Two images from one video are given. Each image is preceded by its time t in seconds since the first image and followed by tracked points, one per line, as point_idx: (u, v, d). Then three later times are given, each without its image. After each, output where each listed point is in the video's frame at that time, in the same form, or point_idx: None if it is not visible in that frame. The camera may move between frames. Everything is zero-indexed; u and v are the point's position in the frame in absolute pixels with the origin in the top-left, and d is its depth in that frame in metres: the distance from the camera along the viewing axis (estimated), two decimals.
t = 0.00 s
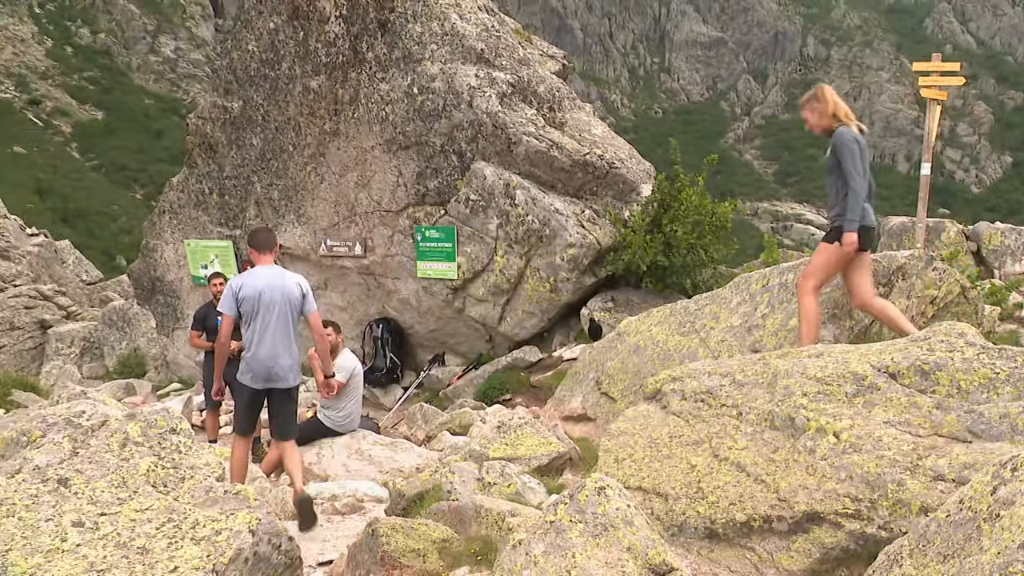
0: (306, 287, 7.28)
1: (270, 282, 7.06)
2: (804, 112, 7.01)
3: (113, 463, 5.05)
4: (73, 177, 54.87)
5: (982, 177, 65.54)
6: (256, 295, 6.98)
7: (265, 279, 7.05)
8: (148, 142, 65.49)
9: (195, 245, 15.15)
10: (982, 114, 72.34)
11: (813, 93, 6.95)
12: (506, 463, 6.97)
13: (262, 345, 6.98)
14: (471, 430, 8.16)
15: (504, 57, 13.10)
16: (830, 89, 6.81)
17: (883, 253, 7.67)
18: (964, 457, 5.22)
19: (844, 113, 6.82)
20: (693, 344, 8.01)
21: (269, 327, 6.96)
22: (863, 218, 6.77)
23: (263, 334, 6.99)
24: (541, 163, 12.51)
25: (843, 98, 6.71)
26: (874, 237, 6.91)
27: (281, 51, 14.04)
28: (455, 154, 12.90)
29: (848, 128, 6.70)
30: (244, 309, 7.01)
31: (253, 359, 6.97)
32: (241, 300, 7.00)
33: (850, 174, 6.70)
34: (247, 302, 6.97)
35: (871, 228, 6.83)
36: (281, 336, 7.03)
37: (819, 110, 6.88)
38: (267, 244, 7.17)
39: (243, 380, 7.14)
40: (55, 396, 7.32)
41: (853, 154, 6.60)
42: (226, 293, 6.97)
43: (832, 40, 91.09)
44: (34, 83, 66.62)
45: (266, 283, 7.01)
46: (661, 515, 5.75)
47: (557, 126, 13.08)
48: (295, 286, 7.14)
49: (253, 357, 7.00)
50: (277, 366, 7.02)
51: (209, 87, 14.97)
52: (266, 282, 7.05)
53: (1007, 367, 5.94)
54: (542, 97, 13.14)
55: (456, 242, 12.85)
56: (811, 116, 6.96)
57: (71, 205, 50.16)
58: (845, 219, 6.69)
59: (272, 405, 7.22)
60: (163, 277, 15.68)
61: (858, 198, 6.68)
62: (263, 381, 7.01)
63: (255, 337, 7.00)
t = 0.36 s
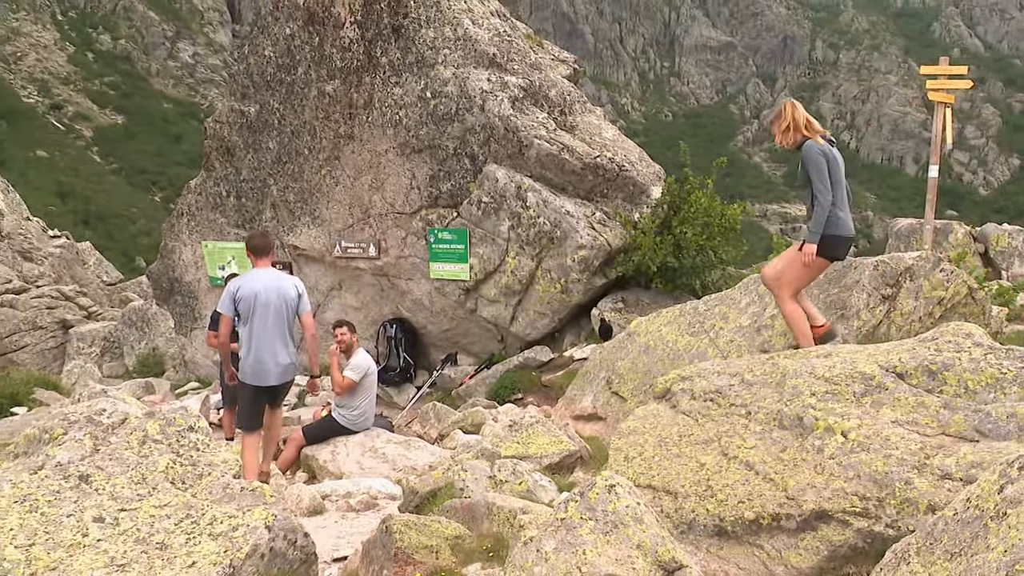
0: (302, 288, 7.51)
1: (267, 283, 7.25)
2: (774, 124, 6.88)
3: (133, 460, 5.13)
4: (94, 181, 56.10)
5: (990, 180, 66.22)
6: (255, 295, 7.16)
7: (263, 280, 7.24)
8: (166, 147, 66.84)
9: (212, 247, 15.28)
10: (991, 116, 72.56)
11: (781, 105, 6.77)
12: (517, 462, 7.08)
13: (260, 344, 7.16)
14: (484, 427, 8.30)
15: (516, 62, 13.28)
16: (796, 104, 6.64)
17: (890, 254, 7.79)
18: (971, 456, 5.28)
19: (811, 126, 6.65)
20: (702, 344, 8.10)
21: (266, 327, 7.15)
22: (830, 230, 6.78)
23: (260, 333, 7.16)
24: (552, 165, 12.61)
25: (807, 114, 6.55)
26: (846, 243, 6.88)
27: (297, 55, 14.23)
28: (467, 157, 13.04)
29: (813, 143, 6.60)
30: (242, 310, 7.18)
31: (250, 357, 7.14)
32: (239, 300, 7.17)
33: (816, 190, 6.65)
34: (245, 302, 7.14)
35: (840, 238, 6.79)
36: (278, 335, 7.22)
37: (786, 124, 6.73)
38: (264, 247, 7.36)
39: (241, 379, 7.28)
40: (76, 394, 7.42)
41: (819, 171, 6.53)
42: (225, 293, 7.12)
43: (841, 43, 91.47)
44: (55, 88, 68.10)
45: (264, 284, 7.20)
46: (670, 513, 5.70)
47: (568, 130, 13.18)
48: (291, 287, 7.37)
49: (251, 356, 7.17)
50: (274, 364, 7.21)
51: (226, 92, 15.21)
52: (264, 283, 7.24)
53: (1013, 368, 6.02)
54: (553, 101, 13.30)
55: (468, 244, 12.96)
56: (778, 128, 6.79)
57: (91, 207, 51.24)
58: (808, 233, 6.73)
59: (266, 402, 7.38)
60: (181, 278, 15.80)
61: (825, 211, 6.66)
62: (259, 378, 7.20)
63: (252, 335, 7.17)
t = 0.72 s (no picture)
0: (316, 307, 7.60)
1: (287, 302, 7.31)
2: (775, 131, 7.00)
3: (154, 455, 5.19)
4: (115, 181, 56.94)
5: (1009, 177, 65.74)
6: (277, 313, 7.21)
7: (283, 300, 7.28)
8: (185, 146, 67.70)
9: (231, 245, 15.43)
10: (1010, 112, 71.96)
11: (783, 114, 6.91)
12: (534, 458, 7.10)
13: (279, 361, 7.25)
14: (500, 424, 8.34)
15: (532, 61, 13.34)
16: (800, 113, 6.79)
17: (908, 252, 7.84)
18: (990, 455, 5.26)
19: (813, 136, 6.82)
20: (719, 341, 8.08)
21: (286, 346, 7.23)
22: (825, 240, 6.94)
23: (280, 351, 7.23)
24: (568, 163, 12.62)
25: (811, 123, 6.71)
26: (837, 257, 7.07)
27: (315, 55, 14.32)
28: (483, 156, 13.06)
29: (815, 153, 6.77)
30: (263, 326, 7.20)
31: (269, 375, 7.23)
32: (260, 317, 7.18)
33: (814, 200, 6.80)
34: (267, 320, 7.17)
35: (834, 250, 6.97)
36: (296, 353, 7.32)
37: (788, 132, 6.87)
38: (282, 264, 7.38)
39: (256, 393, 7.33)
40: (98, 391, 7.50)
41: (818, 181, 6.71)
42: (247, 311, 7.13)
43: (858, 40, 91.05)
44: (77, 89, 69.18)
45: (284, 303, 7.25)
46: (686, 510, 5.73)
47: (584, 128, 13.19)
48: (309, 306, 7.45)
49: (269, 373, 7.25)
50: (291, 382, 7.32)
51: (244, 91, 15.33)
52: (284, 302, 7.29)
53: None
54: (569, 99, 13.32)
55: (485, 242, 12.97)
56: (781, 136, 6.92)
57: (113, 205, 52.02)
58: (809, 242, 6.84)
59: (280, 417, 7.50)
60: (200, 276, 15.92)
61: (824, 222, 6.81)
62: (276, 396, 7.29)
63: (271, 354, 7.24)
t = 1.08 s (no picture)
0: (337, 315, 7.90)
1: (309, 307, 7.62)
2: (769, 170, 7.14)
3: (175, 456, 5.20)
4: (138, 183, 57.75)
5: None
6: (301, 318, 7.52)
7: (305, 305, 7.60)
8: (206, 149, 68.45)
9: (251, 247, 15.51)
10: None
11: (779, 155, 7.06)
12: (553, 460, 7.10)
13: (301, 364, 7.56)
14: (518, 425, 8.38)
15: (550, 62, 13.34)
16: (798, 153, 6.96)
17: (930, 252, 7.76)
18: (1014, 457, 5.17)
19: (802, 180, 6.98)
20: (737, 343, 8.01)
21: (308, 349, 7.55)
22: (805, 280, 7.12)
23: (302, 354, 7.55)
24: (586, 165, 12.62)
25: (806, 165, 6.88)
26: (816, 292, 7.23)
27: (334, 58, 14.39)
28: (502, 158, 13.09)
29: (800, 199, 6.95)
30: (287, 329, 7.51)
31: (293, 376, 7.53)
32: (285, 321, 7.50)
33: (797, 242, 6.99)
34: (290, 323, 7.48)
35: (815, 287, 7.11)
36: (317, 356, 7.64)
37: (780, 174, 7.05)
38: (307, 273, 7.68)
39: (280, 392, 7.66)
40: (122, 392, 7.53)
41: (798, 220, 6.90)
42: (273, 315, 7.44)
43: (878, 38, 90.49)
44: (101, 93, 70.35)
45: (307, 309, 7.57)
46: (706, 512, 5.72)
47: (602, 129, 13.19)
48: (330, 314, 7.74)
49: (292, 374, 7.57)
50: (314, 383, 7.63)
51: (265, 95, 15.46)
52: (306, 307, 7.61)
53: None
54: (587, 100, 13.31)
55: (503, 243, 12.99)
56: (774, 171, 7.10)
57: (137, 207, 52.77)
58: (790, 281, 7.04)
59: (304, 417, 7.81)
60: (221, 278, 16.06)
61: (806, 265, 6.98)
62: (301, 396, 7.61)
63: (294, 356, 7.55)
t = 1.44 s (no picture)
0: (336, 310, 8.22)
1: (312, 300, 7.93)
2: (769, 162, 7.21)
3: (192, 450, 5.23)
4: (154, 179, 58.19)
5: None
6: (304, 310, 7.82)
7: (308, 297, 7.91)
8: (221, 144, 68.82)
9: (266, 242, 15.62)
10: None
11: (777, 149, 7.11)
12: (568, 454, 7.11)
13: (305, 354, 7.82)
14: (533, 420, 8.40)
15: (565, 56, 13.31)
16: (791, 154, 6.93)
17: (947, 246, 7.73)
18: None
19: (786, 175, 7.03)
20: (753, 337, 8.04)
21: (312, 339, 7.83)
22: (771, 274, 7.20)
23: (306, 344, 7.82)
24: (601, 159, 12.61)
25: (797, 166, 6.91)
26: (797, 289, 7.22)
27: (348, 53, 14.39)
28: (516, 152, 13.10)
29: (772, 193, 7.01)
30: (292, 321, 7.79)
31: (298, 365, 7.78)
32: (289, 313, 7.78)
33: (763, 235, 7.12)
34: (294, 315, 7.77)
35: (783, 282, 7.18)
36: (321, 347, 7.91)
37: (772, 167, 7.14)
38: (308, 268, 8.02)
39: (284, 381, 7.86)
40: (139, 385, 7.57)
41: (768, 217, 6.99)
42: (278, 307, 7.74)
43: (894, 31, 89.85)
44: (117, 89, 70.99)
45: (310, 302, 7.88)
46: (722, 507, 5.73)
47: (617, 123, 13.17)
48: (330, 308, 8.06)
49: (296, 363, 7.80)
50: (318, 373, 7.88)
51: (279, 89, 15.49)
52: (310, 299, 7.92)
53: None
54: (601, 94, 13.29)
55: (518, 238, 13.00)
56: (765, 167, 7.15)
57: (153, 203, 53.28)
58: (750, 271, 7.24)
59: (306, 407, 7.99)
60: (237, 273, 16.16)
61: (766, 257, 7.09)
62: (304, 385, 7.84)
63: (299, 347, 7.82)
